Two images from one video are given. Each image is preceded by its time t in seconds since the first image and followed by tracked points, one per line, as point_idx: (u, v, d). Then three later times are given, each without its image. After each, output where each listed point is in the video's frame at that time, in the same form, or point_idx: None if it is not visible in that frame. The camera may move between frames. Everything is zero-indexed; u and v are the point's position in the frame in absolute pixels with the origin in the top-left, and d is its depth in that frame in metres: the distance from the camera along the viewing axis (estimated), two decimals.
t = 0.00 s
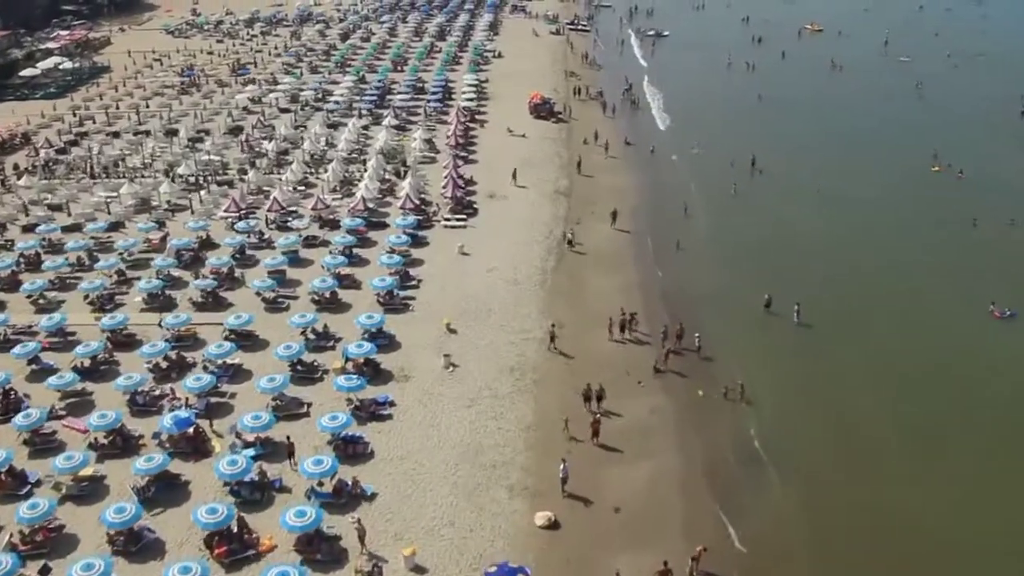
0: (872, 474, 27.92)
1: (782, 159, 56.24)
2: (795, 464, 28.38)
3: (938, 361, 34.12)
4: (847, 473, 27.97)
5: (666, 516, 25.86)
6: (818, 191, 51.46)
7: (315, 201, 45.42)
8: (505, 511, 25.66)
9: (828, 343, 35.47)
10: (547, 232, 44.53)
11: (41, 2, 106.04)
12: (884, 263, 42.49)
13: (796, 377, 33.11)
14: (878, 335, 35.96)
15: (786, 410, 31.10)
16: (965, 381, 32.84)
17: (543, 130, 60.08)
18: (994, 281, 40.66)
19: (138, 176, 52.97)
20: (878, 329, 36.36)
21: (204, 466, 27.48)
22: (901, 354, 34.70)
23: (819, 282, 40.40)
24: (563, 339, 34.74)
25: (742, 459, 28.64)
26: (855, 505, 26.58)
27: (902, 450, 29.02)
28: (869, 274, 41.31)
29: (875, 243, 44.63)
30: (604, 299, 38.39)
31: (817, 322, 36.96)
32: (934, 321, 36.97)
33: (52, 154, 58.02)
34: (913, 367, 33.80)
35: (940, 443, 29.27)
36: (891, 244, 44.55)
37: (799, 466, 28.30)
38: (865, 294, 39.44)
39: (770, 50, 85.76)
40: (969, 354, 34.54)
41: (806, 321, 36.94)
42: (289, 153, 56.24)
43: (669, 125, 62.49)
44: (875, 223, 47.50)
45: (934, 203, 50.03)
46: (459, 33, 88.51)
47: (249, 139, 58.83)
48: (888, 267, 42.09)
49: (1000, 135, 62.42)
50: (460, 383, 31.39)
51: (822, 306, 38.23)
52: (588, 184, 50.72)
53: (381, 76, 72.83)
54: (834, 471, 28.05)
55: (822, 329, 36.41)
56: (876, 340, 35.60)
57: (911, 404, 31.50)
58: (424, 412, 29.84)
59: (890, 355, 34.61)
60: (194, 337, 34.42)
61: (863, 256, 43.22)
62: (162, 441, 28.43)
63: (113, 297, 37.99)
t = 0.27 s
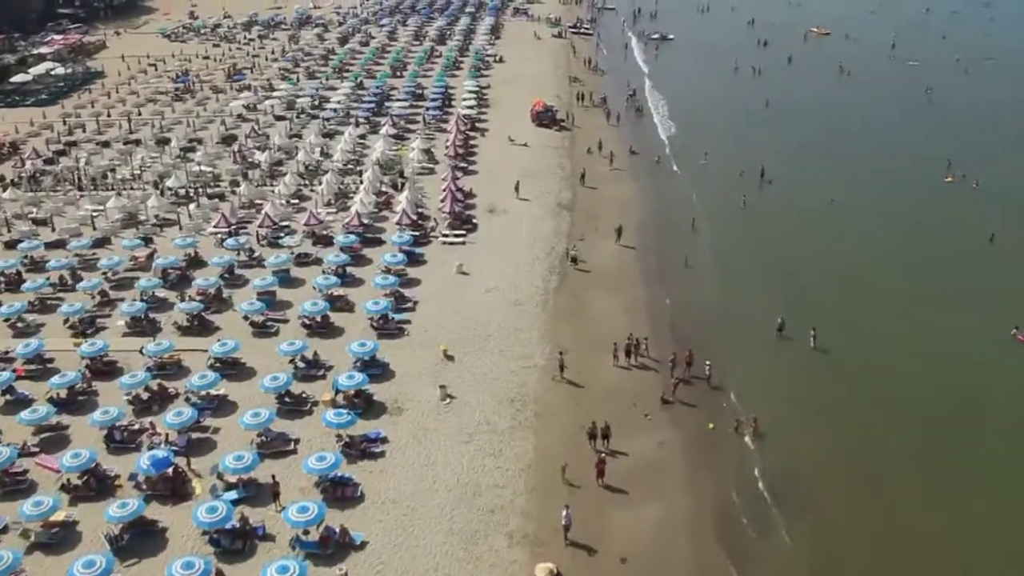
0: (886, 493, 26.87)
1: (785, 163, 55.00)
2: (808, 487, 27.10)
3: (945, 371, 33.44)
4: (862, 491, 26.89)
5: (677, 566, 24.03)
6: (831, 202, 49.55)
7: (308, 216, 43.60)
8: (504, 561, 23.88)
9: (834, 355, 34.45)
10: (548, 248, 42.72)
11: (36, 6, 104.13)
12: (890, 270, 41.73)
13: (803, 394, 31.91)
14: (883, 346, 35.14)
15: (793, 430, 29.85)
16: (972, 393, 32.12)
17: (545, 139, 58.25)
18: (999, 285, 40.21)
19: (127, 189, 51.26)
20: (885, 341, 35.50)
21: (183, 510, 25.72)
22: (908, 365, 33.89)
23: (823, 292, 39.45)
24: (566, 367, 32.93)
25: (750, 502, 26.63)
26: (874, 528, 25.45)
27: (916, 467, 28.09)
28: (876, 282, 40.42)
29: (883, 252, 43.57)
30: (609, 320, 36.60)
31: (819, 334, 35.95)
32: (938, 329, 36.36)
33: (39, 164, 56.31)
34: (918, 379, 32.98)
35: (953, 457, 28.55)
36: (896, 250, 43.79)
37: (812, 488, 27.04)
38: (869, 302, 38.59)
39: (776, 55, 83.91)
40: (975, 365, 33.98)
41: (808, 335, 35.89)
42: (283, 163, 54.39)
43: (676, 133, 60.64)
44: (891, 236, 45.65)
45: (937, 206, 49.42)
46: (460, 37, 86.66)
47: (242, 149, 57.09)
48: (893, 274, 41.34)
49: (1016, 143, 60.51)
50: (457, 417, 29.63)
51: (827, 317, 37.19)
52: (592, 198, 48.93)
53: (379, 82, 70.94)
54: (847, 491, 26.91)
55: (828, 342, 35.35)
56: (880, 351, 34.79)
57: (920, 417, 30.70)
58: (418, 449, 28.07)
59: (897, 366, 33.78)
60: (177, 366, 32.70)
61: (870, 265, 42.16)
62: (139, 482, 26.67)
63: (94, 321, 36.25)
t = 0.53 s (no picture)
0: (890, 502, 26.74)
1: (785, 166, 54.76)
2: (814, 501, 26.75)
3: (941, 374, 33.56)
4: (867, 502, 26.72)
5: None
6: (843, 216, 47.76)
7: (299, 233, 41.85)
8: None
9: (833, 360, 34.35)
10: (550, 265, 40.89)
11: (32, 10, 102.44)
12: (887, 272, 41.74)
13: (804, 404, 31.68)
14: (879, 350, 35.13)
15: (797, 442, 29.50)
16: (966, 396, 32.19)
17: (547, 148, 56.44)
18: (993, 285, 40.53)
19: (114, 202, 49.53)
20: (881, 344, 35.48)
21: (157, 561, 23.95)
22: (905, 369, 33.91)
23: (821, 296, 39.32)
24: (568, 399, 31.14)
25: (759, 553, 24.82)
26: (883, 540, 25.26)
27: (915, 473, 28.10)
28: (872, 285, 40.41)
29: (884, 256, 43.33)
30: (613, 346, 34.80)
31: (818, 340, 35.86)
32: (933, 330, 36.48)
33: (26, 175, 54.63)
34: (915, 382, 33.04)
35: (951, 461, 28.64)
36: (893, 251, 43.83)
37: (818, 503, 26.63)
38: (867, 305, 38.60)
39: (783, 59, 82.04)
40: (969, 366, 34.12)
41: (807, 341, 35.75)
42: (276, 174, 52.60)
43: (681, 141, 58.88)
44: (906, 252, 43.92)
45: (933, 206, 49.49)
46: (460, 41, 84.86)
47: (235, 159, 55.31)
48: (889, 276, 41.43)
49: None
50: (453, 456, 27.85)
51: (825, 322, 37.10)
52: (594, 211, 47.12)
53: (377, 88, 69.11)
54: (853, 502, 26.69)
55: (826, 348, 35.18)
56: (876, 354, 34.83)
57: (916, 423, 30.65)
58: (410, 491, 26.28)
59: (895, 373, 33.68)
60: (158, 397, 31.02)
61: (869, 269, 42.06)
62: (112, 530, 24.86)
63: (74, 347, 34.53)
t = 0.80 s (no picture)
0: (893, 507, 26.65)
1: (785, 166, 54.68)
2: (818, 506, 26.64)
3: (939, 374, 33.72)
4: (870, 504, 26.77)
5: None
6: (854, 230, 46.13)
7: (290, 251, 40.11)
8: None
9: (833, 361, 34.42)
10: (551, 282, 39.16)
11: (27, 13, 100.57)
12: (886, 271, 41.84)
13: (804, 405, 31.64)
14: (877, 350, 35.24)
15: (799, 446, 29.43)
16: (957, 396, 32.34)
17: (548, 158, 54.71)
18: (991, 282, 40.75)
19: (101, 216, 47.87)
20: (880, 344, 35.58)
21: None
22: (903, 368, 34.01)
23: (821, 296, 39.34)
24: (569, 434, 29.45)
25: None
26: (885, 541, 25.37)
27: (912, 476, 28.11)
28: (871, 287, 40.33)
29: (886, 260, 43.10)
30: (617, 373, 33.11)
31: (818, 340, 35.89)
32: (931, 329, 36.66)
33: (12, 188, 53.01)
34: (914, 382, 33.17)
35: (950, 460, 28.86)
36: (892, 250, 43.92)
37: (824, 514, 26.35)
38: (867, 304, 38.72)
39: (788, 63, 80.22)
40: (967, 365, 34.29)
41: (807, 342, 35.79)
42: (269, 186, 50.79)
43: (686, 150, 57.24)
44: (922, 268, 42.24)
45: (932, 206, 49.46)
46: (460, 46, 83.15)
47: (226, 168, 53.56)
48: (888, 274, 41.58)
49: None
50: (446, 498, 26.19)
51: (826, 323, 37.12)
52: (596, 225, 45.42)
53: (374, 94, 67.24)
54: (854, 503, 26.81)
55: (825, 349, 35.20)
56: (875, 354, 34.89)
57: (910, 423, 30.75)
58: (400, 538, 24.57)
59: (896, 377, 33.45)
60: (137, 432, 29.44)
61: (869, 271, 41.89)
62: None
63: (51, 376, 32.87)
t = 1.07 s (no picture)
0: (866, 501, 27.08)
1: (790, 169, 53.85)
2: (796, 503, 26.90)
3: (940, 373, 33.83)
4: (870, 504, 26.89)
5: None
6: (864, 242, 44.51)
7: (280, 269, 38.42)
8: None
9: (835, 360, 34.52)
10: (552, 302, 37.46)
11: (23, 15, 98.38)
12: (889, 270, 41.91)
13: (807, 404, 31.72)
14: (880, 348, 35.35)
15: (802, 448, 29.44)
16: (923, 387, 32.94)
17: (550, 167, 52.98)
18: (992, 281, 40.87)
19: (87, 228, 46.14)
20: (882, 343, 35.69)
21: None
22: (906, 368, 34.11)
23: (824, 295, 39.40)
24: (570, 471, 27.80)
25: None
26: (875, 535, 25.76)
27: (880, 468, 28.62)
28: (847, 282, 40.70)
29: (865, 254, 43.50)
30: (620, 401, 31.48)
31: (821, 339, 35.95)
32: (933, 328, 36.78)
33: None
34: (915, 381, 33.29)
35: (919, 451, 29.43)
36: (895, 249, 43.95)
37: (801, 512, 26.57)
38: (870, 303, 38.85)
39: (794, 67, 78.41)
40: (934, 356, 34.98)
41: (810, 340, 35.86)
42: (261, 198, 48.62)
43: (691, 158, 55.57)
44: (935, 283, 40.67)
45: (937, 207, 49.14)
46: (461, 49, 81.34)
47: (219, 176, 51.68)
48: (890, 272, 41.69)
49: None
50: (439, 543, 24.55)
51: (829, 321, 37.15)
52: (599, 239, 43.72)
53: (372, 99, 65.33)
54: (829, 498, 27.20)
55: (828, 348, 35.27)
56: (877, 353, 35.00)
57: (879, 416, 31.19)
58: None
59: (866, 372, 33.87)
60: (114, 468, 28.01)
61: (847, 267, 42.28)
62: None
63: (26, 405, 31.27)
